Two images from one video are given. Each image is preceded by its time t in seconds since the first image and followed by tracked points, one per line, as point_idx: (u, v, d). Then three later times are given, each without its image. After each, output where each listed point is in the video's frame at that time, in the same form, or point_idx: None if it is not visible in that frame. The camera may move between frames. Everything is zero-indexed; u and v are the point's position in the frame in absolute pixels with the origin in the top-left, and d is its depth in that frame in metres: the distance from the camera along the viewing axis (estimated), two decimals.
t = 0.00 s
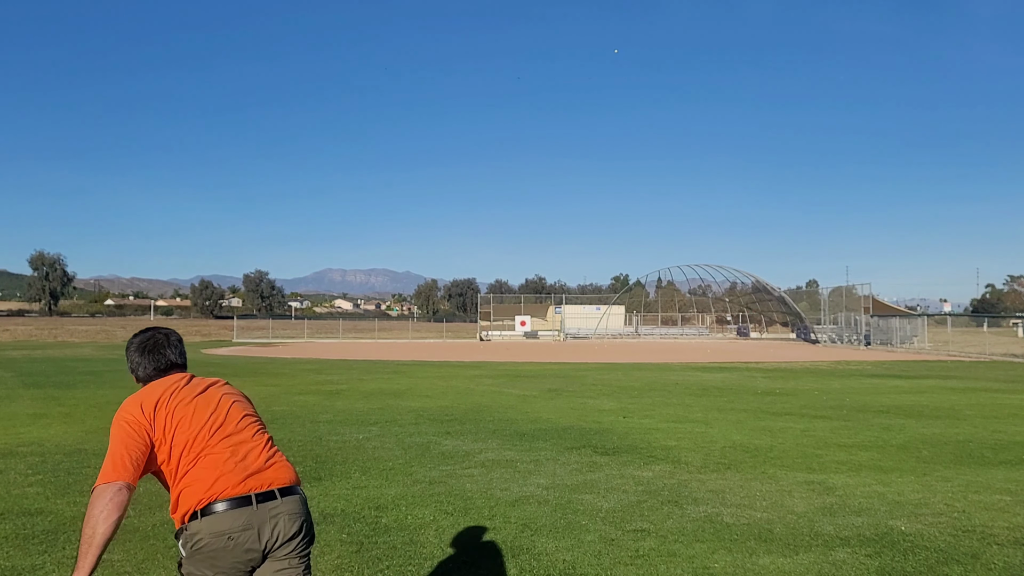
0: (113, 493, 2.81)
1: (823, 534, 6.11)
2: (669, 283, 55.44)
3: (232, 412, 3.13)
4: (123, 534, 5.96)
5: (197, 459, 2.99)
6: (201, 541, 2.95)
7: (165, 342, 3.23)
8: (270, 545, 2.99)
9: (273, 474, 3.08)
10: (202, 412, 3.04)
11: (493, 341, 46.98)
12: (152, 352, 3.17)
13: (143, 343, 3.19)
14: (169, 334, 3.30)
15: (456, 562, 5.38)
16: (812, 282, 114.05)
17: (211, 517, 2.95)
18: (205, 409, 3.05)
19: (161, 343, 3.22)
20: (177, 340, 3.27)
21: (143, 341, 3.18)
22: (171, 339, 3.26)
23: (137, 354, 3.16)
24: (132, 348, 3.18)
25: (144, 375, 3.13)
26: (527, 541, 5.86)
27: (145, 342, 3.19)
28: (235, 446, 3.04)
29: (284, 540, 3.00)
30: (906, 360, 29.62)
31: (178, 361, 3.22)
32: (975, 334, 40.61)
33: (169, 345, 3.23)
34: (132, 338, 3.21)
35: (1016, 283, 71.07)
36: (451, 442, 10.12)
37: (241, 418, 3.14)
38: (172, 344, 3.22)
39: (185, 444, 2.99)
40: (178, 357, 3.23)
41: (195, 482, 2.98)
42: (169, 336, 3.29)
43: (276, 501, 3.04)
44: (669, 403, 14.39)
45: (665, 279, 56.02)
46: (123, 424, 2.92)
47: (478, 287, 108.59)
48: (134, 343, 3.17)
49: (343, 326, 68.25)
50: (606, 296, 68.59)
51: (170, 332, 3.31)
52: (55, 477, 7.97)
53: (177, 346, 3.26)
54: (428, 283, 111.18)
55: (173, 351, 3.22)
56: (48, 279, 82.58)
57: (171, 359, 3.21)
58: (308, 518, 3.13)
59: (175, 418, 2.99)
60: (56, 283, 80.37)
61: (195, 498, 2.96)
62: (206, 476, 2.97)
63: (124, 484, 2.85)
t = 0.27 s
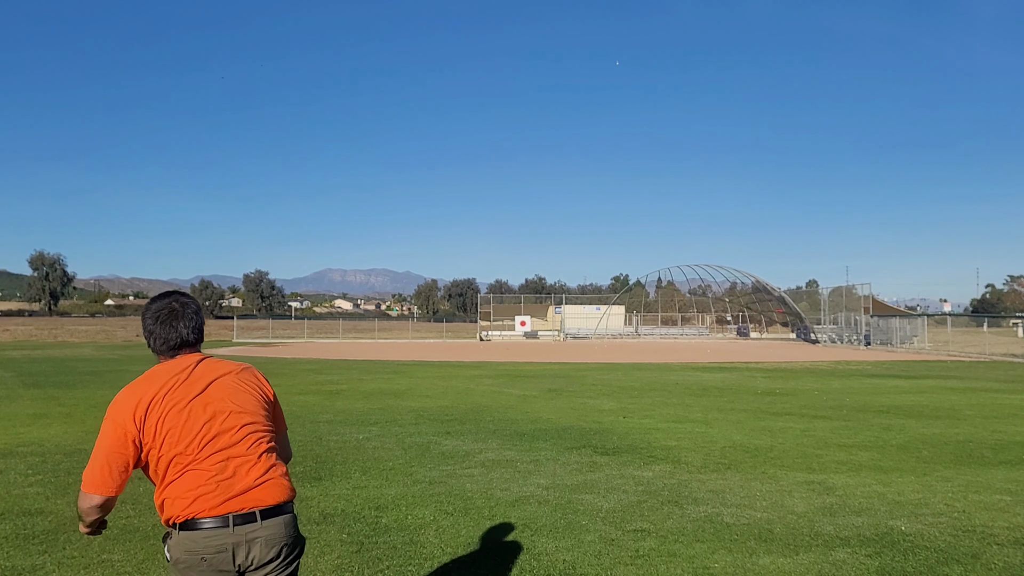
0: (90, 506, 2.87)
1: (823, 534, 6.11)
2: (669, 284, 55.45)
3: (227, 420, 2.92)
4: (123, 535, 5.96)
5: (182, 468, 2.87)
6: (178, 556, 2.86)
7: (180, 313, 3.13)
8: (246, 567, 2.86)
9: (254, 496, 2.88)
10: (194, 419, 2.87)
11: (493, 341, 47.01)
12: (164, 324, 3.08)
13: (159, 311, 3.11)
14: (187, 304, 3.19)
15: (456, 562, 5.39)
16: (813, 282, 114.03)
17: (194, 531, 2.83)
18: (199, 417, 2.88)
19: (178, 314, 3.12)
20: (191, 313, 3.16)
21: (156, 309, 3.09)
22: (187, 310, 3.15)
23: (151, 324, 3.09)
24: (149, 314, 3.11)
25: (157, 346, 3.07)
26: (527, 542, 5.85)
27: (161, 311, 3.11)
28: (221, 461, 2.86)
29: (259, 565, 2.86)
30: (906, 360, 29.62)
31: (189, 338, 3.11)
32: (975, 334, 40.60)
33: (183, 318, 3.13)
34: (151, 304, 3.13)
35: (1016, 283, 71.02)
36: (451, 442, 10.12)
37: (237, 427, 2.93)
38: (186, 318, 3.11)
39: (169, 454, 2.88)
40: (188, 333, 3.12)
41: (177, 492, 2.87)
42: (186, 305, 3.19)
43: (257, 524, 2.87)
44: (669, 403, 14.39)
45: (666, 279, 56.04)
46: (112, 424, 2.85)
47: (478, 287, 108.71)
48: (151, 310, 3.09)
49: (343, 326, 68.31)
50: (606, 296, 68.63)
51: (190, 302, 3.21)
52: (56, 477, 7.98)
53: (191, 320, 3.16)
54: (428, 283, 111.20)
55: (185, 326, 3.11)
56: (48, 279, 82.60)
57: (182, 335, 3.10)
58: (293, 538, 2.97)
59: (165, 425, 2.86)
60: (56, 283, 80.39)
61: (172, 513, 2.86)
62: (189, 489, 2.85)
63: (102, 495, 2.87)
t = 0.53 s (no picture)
0: (106, 512, 2.60)
1: (823, 534, 6.11)
2: (669, 283, 55.45)
3: (220, 443, 2.70)
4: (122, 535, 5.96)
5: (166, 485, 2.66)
6: None
7: (192, 310, 2.92)
8: None
9: (228, 533, 2.66)
10: (194, 437, 2.68)
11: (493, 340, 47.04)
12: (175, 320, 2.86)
13: (170, 307, 2.89)
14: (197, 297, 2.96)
15: (455, 562, 5.39)
16: (813, 282, 113.99)
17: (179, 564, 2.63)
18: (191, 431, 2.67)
19: (190, 310, 2.91)
20: (206, 309, 2.95)
21: (166, 305, 2.87)
22: (201, 307, 2.94)
23: (163, 320, 2.86)
24: (160, 310, 2.89)
25: (168, 346, 2.85)
26: (527, 542, 5.85)
27: (172, 307, 2.89)
28: (203, 485, 2.67)
29: None
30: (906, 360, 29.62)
31: (202, 337, 2.90)
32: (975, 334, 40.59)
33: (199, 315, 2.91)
34: (160, 300, 2.90)
35: (1016, 283, 71.02)
36: (451, 442, 10.12)
37: (227, 452, 2.71)
38: (198, 314, 2.90)
39: (160, 469, 2.67)
40: (201, 332, 2.91)
41: (154, 514, 2.67)
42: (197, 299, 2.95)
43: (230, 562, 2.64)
44: (669, 403, 14.39)
45: (665, 279, 56.05)
46: (109, 418, 2.64)
47: (478, 287, 108.62)
48: (160, 307, 2.88)
49: (343, 325, 68.37)
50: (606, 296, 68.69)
51: (202, 295, 3.00)
52: (55, 477, 7.98)
53: (206, 317, 2.94)
54: (428, 283, 111.25)
55: (198, 322, 2.89)
56: (47, 279, 82.70)
57: (195, 334, 2.89)
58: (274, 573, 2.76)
59: (164, 434, 2.66)
60: (56, 283, 80.47)
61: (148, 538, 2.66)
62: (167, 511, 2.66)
63: (116, 500, 2.62)
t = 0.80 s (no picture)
0: (60, 486, 2.63)
1: (823, 534, 6.11)
2: (669, 283, 55.43)
3: (195, 426, 2.67)
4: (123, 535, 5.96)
5: (134, 464, 2.63)
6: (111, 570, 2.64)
7: (173, 286, 2.89)
8: None
9: (197, 521, 2.61)
10: (163, 416, 2.65)
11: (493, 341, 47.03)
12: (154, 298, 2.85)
13: (151, 285, 2.87)
14: (180, 274, 2.93)
15: (456, 562, 5.39)
16: (813, 281, 113.93)
17: (139, 554, 2.58)
18: (161, 410, 2.64)
19: (171, 288, 2.88)
20: (188, 286, 2.92)
21: (145, 283, 2.86)
22: (181, 283, 2.90)
23: (142, 299, 2.85)
24: (140, 288, 2.88)
25: (149, 324, 2.85)
26: (527, 542, 5.85)
27: (152, 285, 2.87)
28: (173, 468, 2.64)
29: None
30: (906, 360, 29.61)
31: (182, 315, 2.87)
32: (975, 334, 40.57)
33: (178, 293, 2.88)
34: (141, 277, 2.89)
35: (1016, 283, 71.00)
36: (451, 442, 10.12)
37: (200, 434, 2.67)
38: (178, 292, 2.86)
39: (129, 453, 2.64)
40: (181, 310, 2.87)
41: (120, 498, 2.63)
42: (179, 277, 2.93)
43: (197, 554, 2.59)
44: (669, 403, 14.39)
45: (665, 279, 56.00)
46: (77, 397, 2.66)
47: (478, 287, 108.56)
48: (140, 285, 2.86)
49: (343, 325, 68.35)
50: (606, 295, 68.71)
51: (186, 270, 2.97)
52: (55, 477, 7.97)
53: (186, 294, 2.90)
54: (428, 283, 111.23)
55: (178, 300, 2.86)
56: (47, 279, 82.61)
57: (176, 311, 2.86)
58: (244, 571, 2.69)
59: (134, 414, 2.65)
60: (56, 283, 80.35)
61: (108, 522, 2.63)
62: (131, 496, 2.61)
63: (70, 475, 2.63)
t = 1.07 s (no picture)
0: None
1: (824, 534, 6.11)
2: (669, 283, 55.45)
3: (121, 437, 2.52)
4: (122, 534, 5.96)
5: (55, 479, 2.50)
6: None
7: (108, 289, 2.74)
8: None
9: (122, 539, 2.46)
10: (84, 427, 2.50)
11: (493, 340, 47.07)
12: (88, 302, 2.70)
13: (84, 287, 2.72)
14: (119, 274, 2.79)
15: (456, 562, 5.39)
16: (813, 281, 113.99)
17: (61, 572, 2.45)
18: (81, 422, 2.50)
19: (105, 290, 2.73)
20: (127, 289, 2.77)
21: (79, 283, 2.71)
22: (120, 286, 2.77)
23: (75, 301, 2.71)
24: (73, 290, 2.74)
25: (80, 328, 2.70)
26: (526, 542, 5.85)
27: (86, 286, 2.72)
28: (96, 483, 2.50)
29: None
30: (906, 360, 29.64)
31: (117, 319, 2.73)
32: (975, 334, 40.61)
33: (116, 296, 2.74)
34: (76, 277, 2.75)
35: (1016, 283, 71.06)
36: (451, 442, 10.13)
37: (125, 447, 2.53)
38: (114, 295, 2.72)
39: (53, 466, 2.51)
40: (118, 315, 2.73)
41: (42, 513, 2.51)
42: (117, 278, 2.78)
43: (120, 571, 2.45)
44: (669, 403, 14.41)
45: (665, 279, 56.03)
46: (1, 410, 2.56)
47: (478, 288, 108.55)
48: (73, 287, 2.72)
49: (343, 325, 68.40)
50: (606, 296, 68.79)
51: (126, 270, 2.82)
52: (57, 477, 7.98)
53: (124, 297, 2.76)
54: (428, 283, 111.27)
55: (112, 304, 2.71)
56: (47, 279, 82.68)
57: (110, 316, 2.72)
58: None
59: (55, 427, 2.51)
60: (55, 283, 80.41)
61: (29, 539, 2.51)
62: (52, 512, 2.49)
63: None
